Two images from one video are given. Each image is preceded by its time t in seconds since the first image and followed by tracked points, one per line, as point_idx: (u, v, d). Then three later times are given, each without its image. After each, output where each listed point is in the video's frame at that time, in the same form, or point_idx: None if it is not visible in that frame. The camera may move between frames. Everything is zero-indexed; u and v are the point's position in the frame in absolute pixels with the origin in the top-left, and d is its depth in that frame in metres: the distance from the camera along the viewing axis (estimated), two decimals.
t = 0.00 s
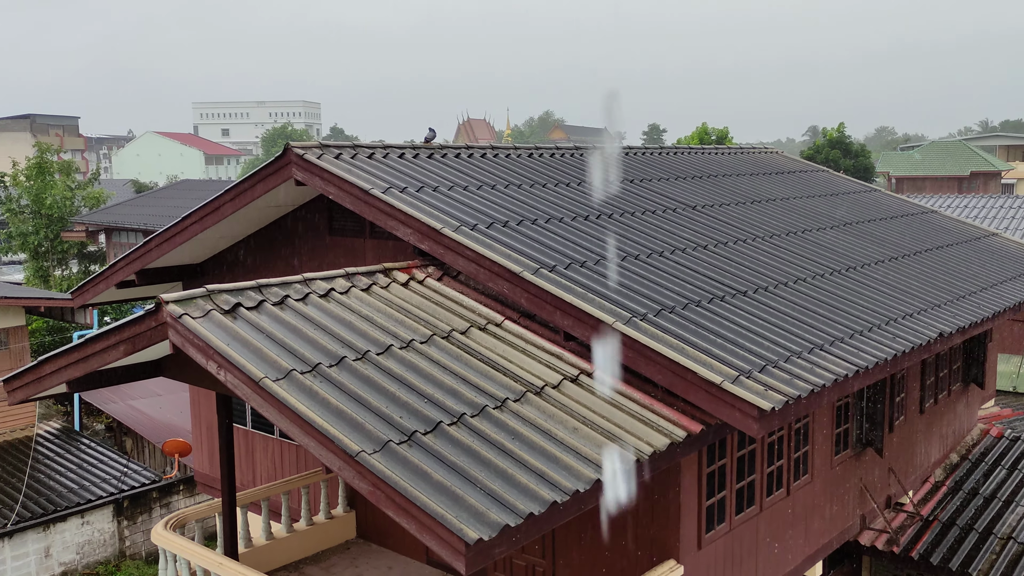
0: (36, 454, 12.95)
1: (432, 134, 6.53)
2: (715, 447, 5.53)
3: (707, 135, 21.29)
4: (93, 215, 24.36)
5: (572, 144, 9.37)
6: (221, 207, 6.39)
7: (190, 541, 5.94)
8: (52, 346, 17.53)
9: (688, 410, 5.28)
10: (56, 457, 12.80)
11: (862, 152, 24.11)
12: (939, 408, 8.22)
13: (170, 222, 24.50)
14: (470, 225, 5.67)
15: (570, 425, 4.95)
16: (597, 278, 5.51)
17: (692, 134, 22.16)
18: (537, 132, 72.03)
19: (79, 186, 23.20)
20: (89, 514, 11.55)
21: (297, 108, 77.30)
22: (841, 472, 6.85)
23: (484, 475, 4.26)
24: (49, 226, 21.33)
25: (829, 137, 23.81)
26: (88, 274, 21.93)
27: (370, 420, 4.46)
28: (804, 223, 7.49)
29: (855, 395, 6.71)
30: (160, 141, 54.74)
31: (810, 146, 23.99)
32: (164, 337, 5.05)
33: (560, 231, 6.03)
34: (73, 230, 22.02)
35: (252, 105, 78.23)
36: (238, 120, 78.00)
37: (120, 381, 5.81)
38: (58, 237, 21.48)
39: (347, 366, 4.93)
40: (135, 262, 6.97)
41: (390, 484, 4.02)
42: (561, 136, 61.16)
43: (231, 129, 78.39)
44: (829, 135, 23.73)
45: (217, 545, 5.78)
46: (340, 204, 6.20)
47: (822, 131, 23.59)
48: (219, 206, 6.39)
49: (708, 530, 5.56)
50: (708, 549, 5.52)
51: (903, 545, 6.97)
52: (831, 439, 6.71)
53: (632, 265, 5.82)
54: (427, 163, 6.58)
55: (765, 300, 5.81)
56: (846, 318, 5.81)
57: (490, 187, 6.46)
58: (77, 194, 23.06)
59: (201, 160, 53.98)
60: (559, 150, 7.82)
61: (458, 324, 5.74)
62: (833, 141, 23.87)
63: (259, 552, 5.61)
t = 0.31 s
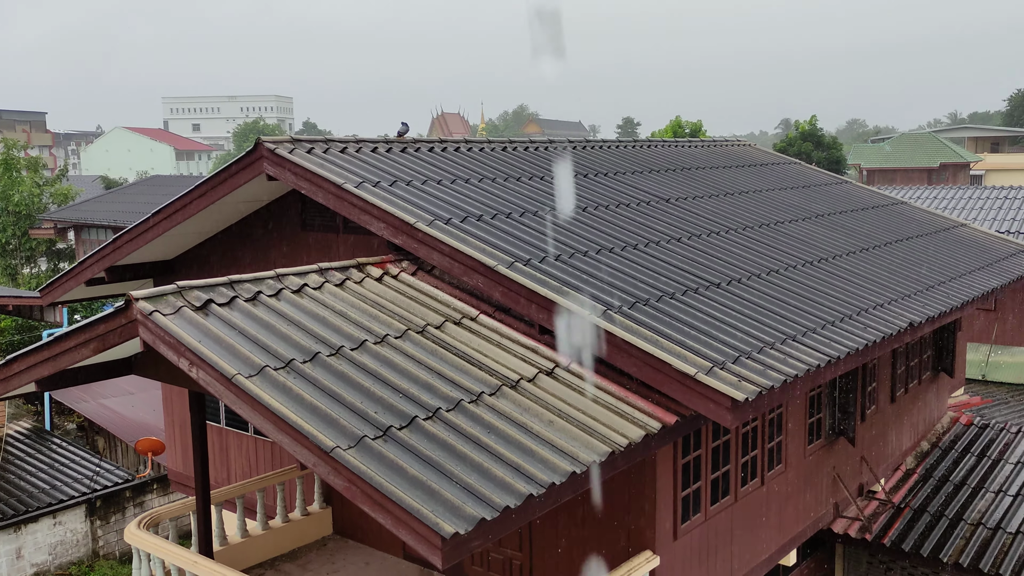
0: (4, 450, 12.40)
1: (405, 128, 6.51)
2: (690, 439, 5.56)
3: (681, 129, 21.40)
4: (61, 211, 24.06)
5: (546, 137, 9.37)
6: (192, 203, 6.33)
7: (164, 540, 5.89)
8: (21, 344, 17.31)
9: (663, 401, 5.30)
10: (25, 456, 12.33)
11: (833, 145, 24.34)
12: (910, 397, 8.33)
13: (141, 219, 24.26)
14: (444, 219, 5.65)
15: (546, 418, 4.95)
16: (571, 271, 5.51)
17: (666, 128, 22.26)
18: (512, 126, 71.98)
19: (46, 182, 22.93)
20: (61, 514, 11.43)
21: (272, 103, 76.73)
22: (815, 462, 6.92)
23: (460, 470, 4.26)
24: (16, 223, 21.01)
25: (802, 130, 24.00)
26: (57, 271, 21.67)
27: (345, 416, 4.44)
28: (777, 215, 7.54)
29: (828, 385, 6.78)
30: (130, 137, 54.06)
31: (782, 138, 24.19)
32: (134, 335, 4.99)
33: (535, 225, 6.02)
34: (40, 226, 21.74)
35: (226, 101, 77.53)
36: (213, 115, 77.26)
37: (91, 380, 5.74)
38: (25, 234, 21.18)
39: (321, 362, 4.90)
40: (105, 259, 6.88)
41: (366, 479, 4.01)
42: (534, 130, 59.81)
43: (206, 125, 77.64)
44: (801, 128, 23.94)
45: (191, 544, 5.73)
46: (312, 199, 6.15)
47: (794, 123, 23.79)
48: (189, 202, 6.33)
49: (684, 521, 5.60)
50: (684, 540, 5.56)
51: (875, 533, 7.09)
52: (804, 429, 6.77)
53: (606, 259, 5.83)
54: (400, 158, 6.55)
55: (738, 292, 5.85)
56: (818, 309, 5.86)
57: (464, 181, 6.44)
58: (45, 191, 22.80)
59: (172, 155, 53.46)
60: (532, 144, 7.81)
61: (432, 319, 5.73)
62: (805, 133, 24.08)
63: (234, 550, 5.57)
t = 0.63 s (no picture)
0: None
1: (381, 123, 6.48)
2: (668, 431, 5.59)
3: (658, 123, 21.50)
4: (34, 209, 23.77)
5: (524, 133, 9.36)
6: (166, 200, 6.28)
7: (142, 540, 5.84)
8: None
9: (641, 395, 5.32)
10: None
11: (809, 139, 24.54)
12: (886, 388, 8.42)
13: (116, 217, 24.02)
14: (422, 215, 5.64)
15: (525, 413, 4.96)
16: (549, 266, 5.52)
17: (643, 122, 22.33)
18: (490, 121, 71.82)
19: (19, 180, 22.64)
20: (37, 515, 11.31)
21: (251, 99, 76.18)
22: (793, 453, 6.98)
23: (439, 465, 4.25)
24: None
25: (777, 124, 24.17)
26: (30, 270, 21.42)
27: (323, 412, 4.42)
28: (753, 209, 7.59)
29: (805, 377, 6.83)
30: (104, 133, 53.35)
31: (758, 133, 24.36)
32: (109, 333, 4.95)
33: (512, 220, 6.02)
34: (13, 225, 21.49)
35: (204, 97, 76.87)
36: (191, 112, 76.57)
37: (65, 379, 5.68)
38: None
39: (298, 359, 4.88)
40: (78, 257, 6.81)
41: (344, 476, 4.00)
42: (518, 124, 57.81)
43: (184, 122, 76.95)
44: (777, 122, 24.11)
45: (169, 544, 5.69)
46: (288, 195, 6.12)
47: (770, 118, 23.96)
48: (163, 199, 6.27)
49: (663, 513, 5.63)
50: (664, 532, 5.59)
51: (852, 522, 7.18)
52: (782, 421, 6.83)
53: (584, 253, 5.84)
54: (376, 153, 6.52)
55: (716, 285, 5.87)
56: (795, 302, 5.90)
57: (441, 177, 6.43)
58: (17, 189, 22.52)
59: (146, 152, 52.94)
60: (510, 139, 7.81)
61: (410, 315, 5.71)
62: (781, 128, 24.25)
63: (213, 549, 5.54)
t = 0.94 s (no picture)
0: None
1: (358, 120, 6.45)
2: (648, 426, 5.61)
3: (637, 118, 21.56)
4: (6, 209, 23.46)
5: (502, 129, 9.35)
6: (141, 198, 6.21)
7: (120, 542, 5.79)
8: None
9: (621, 390, 5.34)
10: None
11: (786, 134, 24.71)
12: (863, 380, 8.50)
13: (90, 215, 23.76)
14: (400, 211, 5.61)
15: (505, 409, 4.96)
16: (528, 262, 5.52)
17: (622, 118, 22.38)
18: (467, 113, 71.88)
19: None
20: (13, 518, 11.20)
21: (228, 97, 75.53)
22: (772, 445, 7.03)
23: (420, 462, 4.24)
24: None
25: (755, 119, 24.29)
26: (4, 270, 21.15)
27: (302, 411, 4.39)
28: (731, 204, 7.62)
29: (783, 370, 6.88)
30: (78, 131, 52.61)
31: (735, 128, 24.48)
32: (84, 333, 4.90)
33: (491, 216, 6.01)
34: None
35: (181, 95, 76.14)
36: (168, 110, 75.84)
37: (40, 380, 5.62)
38: None
39: (276, 357, 4.85)
40: (52, 257, 6.72)
41: (323, 475, 3.98)
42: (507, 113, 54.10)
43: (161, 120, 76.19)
44: (754, 116, 24.23)
45: (148, 545, 5.64)
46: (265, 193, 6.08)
47: (747, 112, 24.08)
48: (137, 198, 6.21)
49: (643, 507, 5.65)
50: (644, 526, 5.62)
51: (830, 513, 7.25)
52: (761, 414, 6.87)
53: (563, 249, 5.84)
54: (354, 150, 6.49)
55: (694, 280, 5.90)
56: (772, 296, 5.94)
57: (419, 173, 6.41)
58: None
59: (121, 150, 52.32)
60: (488, 135, 7.80)
61: (389, 312, 5.70)
62: (759, 122, 24.38)
63: (192, 550, 5.50)
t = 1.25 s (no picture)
0: None
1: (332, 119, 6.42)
2: (625, 423, 5.64)
3: (613, 116, 21.61)
4: None
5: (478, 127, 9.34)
6: (113, 199, 6.15)
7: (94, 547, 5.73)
8: None
9: (597, 387, 5.35)
10: None
11: (760, 130, 24.89)
12: (837, 374, 8.58)
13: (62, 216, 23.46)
14: (375, 211, 5.59)
15: (482, 408, 4.95)
16: (504, 260, 5.52)
17: (597, 116, 22.42)
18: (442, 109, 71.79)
19: None
20: None
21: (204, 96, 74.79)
22: (748, 441, 7.08)
23: (397, 462, 4.23)
24: None
25: (729, 116, 24.41)
26: None
27: (278, 412, 4.37)
28: (706, 201, 7.66)
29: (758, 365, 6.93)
30: (50, 132, 51.84)
31: (710, 125, 24.60)
32: (55, 336, 4.84)
33: (468, 215, 6.01)
34: None
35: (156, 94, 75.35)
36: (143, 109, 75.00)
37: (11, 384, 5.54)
38: None
39: (251, 358, 4.81)
40: (22, 259, 6.64)
41: (300, 476, 3.96)
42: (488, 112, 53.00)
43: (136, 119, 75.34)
44: (728, 114, 24.37)
45: (122, 549, 5.59)
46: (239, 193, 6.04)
47: (722, 110, 24.22)
48: (109, 199, 6.15)
49: (621, 504, 5.67)
50: (622, 523, 5.64)
51: (806, 508, 7.31)
52: (737, 409, 6.92)
53: (539, 247, 5.85)
54: (328, 149, 6.46)
55: (669, 277, 5.93)
56: (747, 292, 5.98)
57: (394, 172, 6.39)
58: None
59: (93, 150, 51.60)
60: (463, 134, 7.79)
61: (365, 312, 5.67)
62: (733, 120, 24.53)
63: (167, 553, 5.45)
